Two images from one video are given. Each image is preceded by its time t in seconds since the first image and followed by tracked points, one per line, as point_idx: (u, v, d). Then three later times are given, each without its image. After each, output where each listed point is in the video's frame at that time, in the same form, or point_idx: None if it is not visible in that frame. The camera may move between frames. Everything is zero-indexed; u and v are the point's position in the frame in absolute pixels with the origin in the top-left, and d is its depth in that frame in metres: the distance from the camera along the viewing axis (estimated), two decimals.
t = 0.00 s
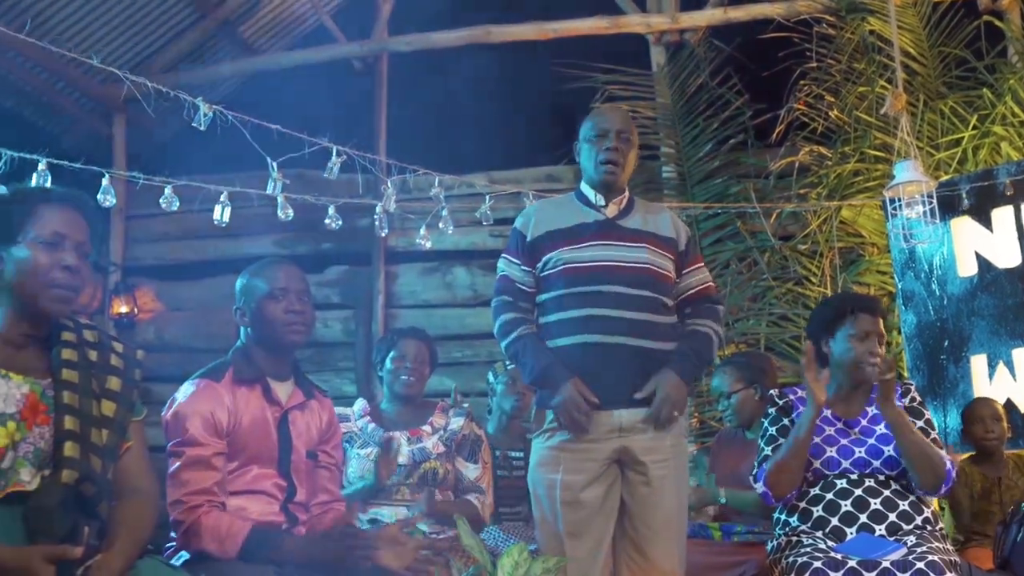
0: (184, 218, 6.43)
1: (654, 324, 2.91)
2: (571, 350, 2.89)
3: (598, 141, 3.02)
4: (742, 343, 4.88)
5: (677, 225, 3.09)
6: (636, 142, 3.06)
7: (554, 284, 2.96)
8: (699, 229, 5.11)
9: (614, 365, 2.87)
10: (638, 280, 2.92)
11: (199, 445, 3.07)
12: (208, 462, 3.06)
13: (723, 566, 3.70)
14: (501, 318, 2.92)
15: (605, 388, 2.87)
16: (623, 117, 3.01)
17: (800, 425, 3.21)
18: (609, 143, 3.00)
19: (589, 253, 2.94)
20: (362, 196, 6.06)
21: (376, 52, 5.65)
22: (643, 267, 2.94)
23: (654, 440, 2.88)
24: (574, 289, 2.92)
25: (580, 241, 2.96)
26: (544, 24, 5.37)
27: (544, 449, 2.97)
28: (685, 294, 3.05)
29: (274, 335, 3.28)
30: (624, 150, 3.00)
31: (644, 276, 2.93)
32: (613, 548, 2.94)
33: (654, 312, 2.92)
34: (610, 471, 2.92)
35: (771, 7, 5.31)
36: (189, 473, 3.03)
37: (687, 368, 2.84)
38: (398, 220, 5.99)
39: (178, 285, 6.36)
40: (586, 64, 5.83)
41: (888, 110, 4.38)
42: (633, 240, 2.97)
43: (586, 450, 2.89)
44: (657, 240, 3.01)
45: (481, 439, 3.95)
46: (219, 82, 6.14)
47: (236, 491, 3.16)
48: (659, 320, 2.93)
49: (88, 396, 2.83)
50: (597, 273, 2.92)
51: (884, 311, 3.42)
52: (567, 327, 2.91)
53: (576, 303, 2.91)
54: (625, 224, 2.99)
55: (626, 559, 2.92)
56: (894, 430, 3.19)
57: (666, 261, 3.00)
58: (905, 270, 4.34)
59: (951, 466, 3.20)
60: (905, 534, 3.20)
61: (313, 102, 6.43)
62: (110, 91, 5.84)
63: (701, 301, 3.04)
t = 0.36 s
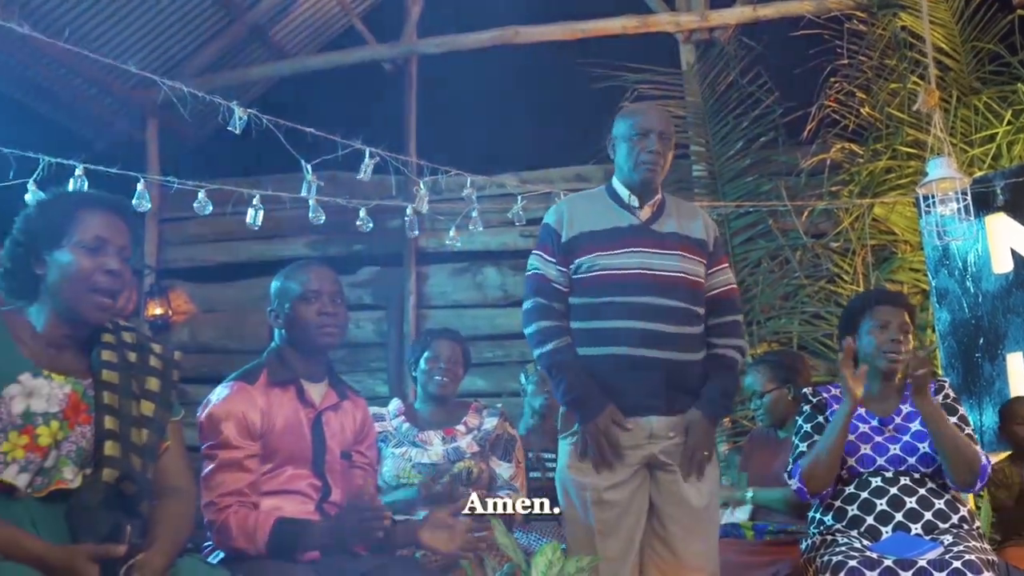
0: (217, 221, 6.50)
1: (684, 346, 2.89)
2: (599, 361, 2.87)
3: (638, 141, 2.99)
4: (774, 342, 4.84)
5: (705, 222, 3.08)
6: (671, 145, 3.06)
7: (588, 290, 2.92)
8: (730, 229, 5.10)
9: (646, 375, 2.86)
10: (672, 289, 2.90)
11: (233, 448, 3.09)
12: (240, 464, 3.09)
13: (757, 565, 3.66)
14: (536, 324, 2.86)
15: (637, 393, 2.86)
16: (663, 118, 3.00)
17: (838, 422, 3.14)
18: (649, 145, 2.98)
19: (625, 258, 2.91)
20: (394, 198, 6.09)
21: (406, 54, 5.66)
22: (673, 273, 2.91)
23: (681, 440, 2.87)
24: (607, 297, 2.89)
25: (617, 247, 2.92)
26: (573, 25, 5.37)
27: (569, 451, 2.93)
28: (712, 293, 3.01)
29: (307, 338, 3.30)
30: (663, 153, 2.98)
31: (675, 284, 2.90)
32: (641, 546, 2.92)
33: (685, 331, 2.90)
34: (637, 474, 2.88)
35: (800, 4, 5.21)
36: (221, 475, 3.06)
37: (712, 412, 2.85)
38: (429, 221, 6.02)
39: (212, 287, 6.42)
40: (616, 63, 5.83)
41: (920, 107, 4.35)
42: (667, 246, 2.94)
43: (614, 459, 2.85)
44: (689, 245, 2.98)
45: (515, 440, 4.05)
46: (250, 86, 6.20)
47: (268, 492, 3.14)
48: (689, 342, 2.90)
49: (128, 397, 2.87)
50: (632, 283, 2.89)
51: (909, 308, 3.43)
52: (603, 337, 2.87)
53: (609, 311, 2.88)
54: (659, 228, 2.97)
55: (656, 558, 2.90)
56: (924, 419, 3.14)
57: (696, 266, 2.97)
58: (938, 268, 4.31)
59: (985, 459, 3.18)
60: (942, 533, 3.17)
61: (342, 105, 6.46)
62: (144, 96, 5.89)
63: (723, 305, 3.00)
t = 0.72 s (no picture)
0: (255, 224, 6.56)
1: (718, 358, 2.86)
2: (638, 371, 2.85)
3: (680, 147, 2.91)
4: (811, 340, 4.84)
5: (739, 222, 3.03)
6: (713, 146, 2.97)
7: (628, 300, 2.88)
8: (767, 227, 5.08)
9: (685, 383, 2.84)
10: (707, 298, 2.87)
11: (278, 450, 3.13)
12: (286, 465, 3.12)
13: (799, 565, 3.61)
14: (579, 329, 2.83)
15: (669, 401, 2.84)
16: (703, 122, 2.90)
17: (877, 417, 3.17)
18: (692, 152, 2.90)
19: (665, 267, 2.87)
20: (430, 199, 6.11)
21: (439, 56, 5.66)
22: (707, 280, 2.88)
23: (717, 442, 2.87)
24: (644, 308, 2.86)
25: (657, 256, 2.88)
26: (606, 24, 5.36)
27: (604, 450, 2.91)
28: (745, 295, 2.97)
29: (347, 341, 3.31)
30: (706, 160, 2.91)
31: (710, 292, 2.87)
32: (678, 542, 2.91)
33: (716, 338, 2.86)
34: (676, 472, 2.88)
35: None
36: (267, 477, 3.09)
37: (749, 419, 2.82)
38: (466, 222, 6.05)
39: (249, 289, 6.46)
40: (649, 62, 5.82)
41: (961, 102, 4.27)
42: (704, 254, 2.90)
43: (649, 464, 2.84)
44: (727, 250, 2.94)
45: (554, 439, 4.01)
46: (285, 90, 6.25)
47: (313, 492, 3.20)
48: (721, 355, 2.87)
49: (175, 400, 2.91)
50: (672, 294, 2.85)
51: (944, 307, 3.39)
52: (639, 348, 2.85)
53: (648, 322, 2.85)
54: (698, 234, 2.92)
55: (693, 555, 2.89)
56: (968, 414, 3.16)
57: (731, 273, 2.93)
58: (980, 264, 4.30)
59: None
60: (986, 532, 3.14)
61: (376, 107, 6.51)
62: (182, 101, 5.95)
63: (758, 306, 2.96)
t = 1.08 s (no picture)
0: (293, 226, 6.61)
1: (755, 375, 2.85)
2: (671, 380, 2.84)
3: (727, 172, 2.79)
4: (851, 339, 4.78)
5: (782, 233, 2.98)
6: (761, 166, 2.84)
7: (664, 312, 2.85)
8: (805, 225, 5.04)
9: (719, 390, 2.81)
10: (747, 316, 2.83)
11: (322, 449, 3.15)
12: (330, 465, 3.14)
13: (837, 566, 3.62)
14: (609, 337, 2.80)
15: (710, 408, 2.82)
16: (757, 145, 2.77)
17: (929, 421, 3.11)
18: (738, 181, 2.79)
19: (704, 285, 2.83)
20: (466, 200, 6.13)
21: (475, 57, 5.66)
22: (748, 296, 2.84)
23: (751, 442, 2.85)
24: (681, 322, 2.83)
25: (694, 273, 2.84)
26: (641, 23, 5.34)
27: (642, 453, 2.89)
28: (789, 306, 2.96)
29: (387, 342, 3.33)
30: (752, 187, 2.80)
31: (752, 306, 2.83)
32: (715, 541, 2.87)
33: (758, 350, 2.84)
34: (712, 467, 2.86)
35: None
36: (311, 476, 3.12)
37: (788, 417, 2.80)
38: (503, 222, 6.07)
39: (288, 290, 6.51)
40: (685, 60, 5.80)
41: (1002, 97, 4.19)
42: (744, 271, 2.86)
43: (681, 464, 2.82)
44: (766, 264, 2.90)
45: (593, 437, 3.95)
46: (321, 93, 6.28)
47: (356, 492, 3.23)
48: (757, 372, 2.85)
49: (219, 401, 2.95)
50: (711, 312, 2.81)
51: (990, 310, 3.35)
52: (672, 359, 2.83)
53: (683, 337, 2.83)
54: (738, 248, 2.89)
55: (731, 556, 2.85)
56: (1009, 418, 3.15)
57: (771, 287, 2.89)
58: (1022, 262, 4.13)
59: None
60: None
61: (411, 108, 6.52)
62: (220, 105, 6.00)
63: (806, 312, 2.96)
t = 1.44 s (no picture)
0: (338, 229, 6.67)
1: (797, 414, 2.76)
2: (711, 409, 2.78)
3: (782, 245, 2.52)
4: (902, 336, 4.74)
5: (846, 272, 2.73)
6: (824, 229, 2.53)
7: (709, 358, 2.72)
8: (853, 220, 5.00)
9: (759, 423, 2.75)
10: (794, 369, 2.69)
11: (373, 450, 3.16)
12: (382, 466, 3.15)
13: (894, 565, 3.55)
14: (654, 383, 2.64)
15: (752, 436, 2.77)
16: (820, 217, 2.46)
17: (989, 428, 3.04)
18: (794, 256, 2.52)
19: (753, 338, 2.66)
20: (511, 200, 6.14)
21: (518, 58, 5.65)
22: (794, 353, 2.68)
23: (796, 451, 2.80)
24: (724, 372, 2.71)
25: (745, 327, 2.66)
26: (683, 20, 5.31)
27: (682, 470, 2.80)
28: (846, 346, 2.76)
29: (436, 343, 3.34)
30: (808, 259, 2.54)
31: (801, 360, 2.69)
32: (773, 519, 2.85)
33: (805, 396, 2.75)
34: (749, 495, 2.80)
35: None
36: (363, 476, 3.13)
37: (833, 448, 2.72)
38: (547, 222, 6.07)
39: (334, 293, 6.55)
40: (728, 56, 5.77)
41: None
42: (796, 325, 2.66)
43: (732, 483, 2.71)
44: (823, 313, 2.69)
45: (640, 435, 3.97)
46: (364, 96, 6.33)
47: (408, 492, 3.24)
48: (802, 411, 2.76)
49: (272, 401, 2.97)
50: (756, 369, 2.68)
51: None
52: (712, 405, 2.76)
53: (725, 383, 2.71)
54: (793, 302, 2.67)
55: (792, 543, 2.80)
56: None
57: (824, 339, 2.71)
58: None
59: None
60: None
61: (454, 110, 6.56)
62: (265, 110, 6.06)
63: (867, 355, 2.74)
